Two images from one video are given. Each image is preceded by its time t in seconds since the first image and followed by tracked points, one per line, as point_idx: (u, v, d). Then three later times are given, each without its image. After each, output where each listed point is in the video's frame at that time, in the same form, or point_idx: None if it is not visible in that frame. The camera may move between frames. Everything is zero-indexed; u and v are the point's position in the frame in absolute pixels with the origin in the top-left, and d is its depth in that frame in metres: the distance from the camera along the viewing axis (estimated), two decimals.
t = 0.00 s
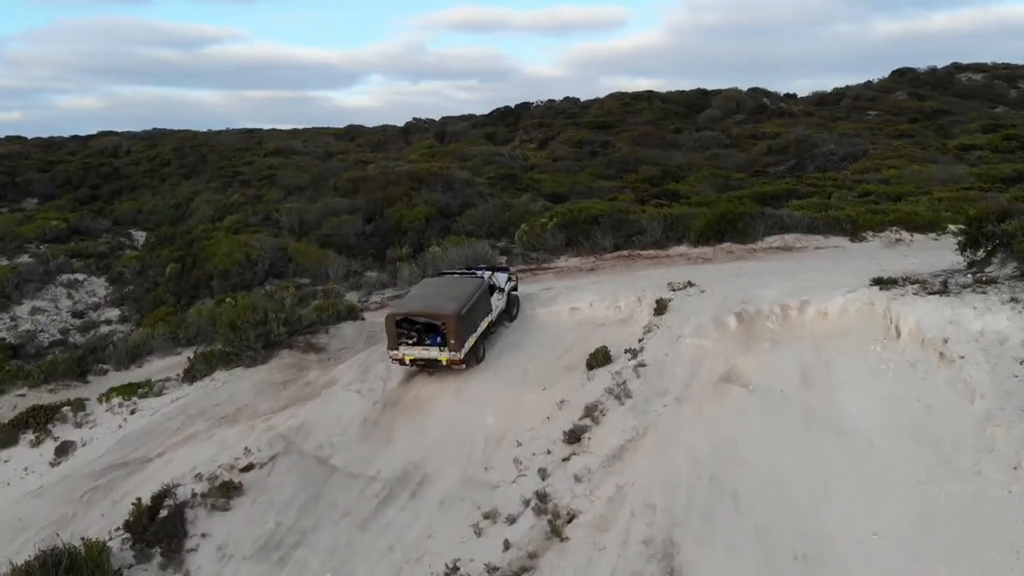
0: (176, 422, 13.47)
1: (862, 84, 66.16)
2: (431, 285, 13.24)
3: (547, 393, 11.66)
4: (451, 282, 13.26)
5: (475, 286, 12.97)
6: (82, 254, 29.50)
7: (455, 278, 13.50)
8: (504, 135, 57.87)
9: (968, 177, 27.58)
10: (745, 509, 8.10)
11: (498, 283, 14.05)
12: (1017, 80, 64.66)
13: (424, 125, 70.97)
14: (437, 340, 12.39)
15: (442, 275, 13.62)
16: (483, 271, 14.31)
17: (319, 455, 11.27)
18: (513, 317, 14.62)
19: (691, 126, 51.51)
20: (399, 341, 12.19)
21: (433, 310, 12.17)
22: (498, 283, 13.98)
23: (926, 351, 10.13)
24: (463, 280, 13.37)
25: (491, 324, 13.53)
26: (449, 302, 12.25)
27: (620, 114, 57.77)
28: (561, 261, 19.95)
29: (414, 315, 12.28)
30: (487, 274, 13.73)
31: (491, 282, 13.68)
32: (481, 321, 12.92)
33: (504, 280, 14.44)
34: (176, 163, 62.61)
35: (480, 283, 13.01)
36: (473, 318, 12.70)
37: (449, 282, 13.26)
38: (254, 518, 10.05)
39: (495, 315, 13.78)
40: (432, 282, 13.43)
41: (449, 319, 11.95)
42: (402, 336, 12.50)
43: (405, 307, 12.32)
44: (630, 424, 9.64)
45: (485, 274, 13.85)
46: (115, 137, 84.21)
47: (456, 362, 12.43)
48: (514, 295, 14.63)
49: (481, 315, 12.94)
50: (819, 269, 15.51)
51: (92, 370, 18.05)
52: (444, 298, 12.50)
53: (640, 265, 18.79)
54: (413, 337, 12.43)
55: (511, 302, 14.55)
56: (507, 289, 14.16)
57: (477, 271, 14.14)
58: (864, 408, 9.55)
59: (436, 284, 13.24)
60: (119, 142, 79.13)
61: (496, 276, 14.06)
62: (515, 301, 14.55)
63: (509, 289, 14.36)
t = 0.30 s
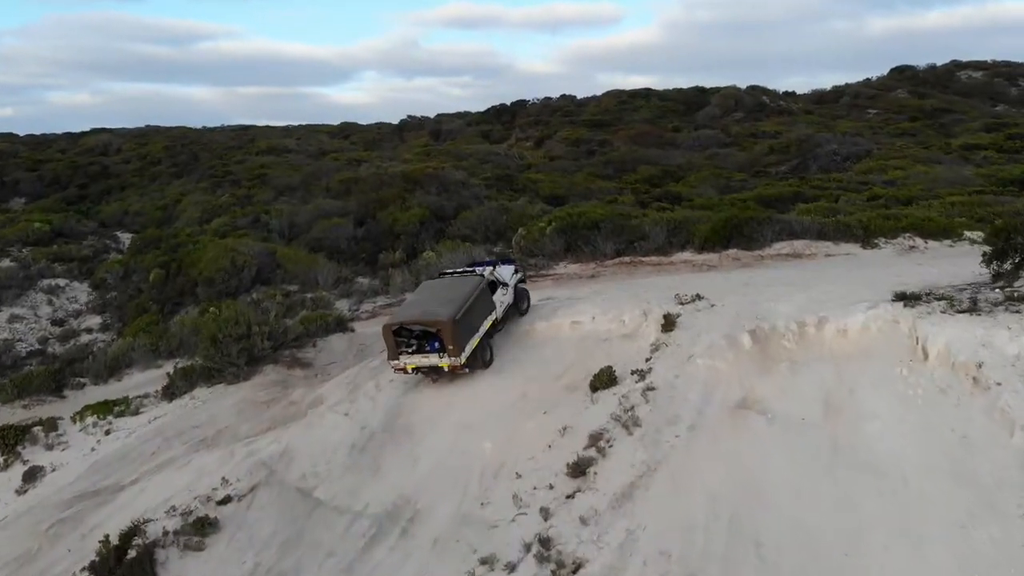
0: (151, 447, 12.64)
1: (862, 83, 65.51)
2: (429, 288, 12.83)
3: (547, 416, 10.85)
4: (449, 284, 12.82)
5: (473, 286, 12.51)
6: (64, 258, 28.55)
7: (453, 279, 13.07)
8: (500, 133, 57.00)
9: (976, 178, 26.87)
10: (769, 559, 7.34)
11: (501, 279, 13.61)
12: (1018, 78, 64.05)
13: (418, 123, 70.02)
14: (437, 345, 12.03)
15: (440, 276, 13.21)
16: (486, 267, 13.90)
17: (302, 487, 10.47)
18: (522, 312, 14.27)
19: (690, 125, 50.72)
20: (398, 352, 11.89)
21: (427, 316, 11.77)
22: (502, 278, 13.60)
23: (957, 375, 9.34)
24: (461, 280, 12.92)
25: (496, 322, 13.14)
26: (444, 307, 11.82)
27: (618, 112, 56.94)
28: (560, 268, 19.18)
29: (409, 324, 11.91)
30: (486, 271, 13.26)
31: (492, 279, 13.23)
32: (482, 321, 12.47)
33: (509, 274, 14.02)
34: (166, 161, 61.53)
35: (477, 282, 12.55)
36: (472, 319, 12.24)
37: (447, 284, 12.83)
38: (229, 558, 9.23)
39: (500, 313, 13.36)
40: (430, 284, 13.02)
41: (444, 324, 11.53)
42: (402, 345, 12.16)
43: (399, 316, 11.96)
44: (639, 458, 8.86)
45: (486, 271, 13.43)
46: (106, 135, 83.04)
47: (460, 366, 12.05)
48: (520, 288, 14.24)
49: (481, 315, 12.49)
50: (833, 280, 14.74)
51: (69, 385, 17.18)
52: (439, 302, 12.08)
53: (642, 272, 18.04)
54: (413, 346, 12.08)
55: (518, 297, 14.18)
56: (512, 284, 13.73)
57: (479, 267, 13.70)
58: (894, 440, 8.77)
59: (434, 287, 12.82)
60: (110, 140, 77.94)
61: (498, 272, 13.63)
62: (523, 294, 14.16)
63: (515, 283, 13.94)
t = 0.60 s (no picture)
0: (131, 463, 12.02)
1: (863, 77, 64.87)
2: (434, 285, 12.48)
3: (549, 434, 10.22)
4: (455, 280, 12.48)
5: (479, 282, 12.16)
6: (51, 257, 27.82)
7: (458, 276, 12.73)
8: (498, 127, 56.27)
9: (986, 175, 26.24)
10: None
11: (509, 277, 13.25)
12: (1020, 72, 63.42)
13: (415, 116, 69.24)
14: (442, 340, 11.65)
15: (446, 274, 12.91)
16: (493, 265, 13.57)
17: (290, 510, 9.88)
18: (531, 311, 13.87)
19: (691, 119, 49.99)
20: (403, 347, 11.53)
21: (431, 310, 11.41)
22: (509, 277, 13.27)
23: (988, 393, 8.72)
24: (466, 277, 12.57)
25: (503, 320, 12.73)
26: (449, 300, 11.47)
27: (617, 106, 56.17)
28: (560, 269, 18.54)
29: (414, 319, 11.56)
30: (492, 269, 12.91)
31: (498, 276, 12.88)
32: (488, 317, 12.08)
33: (517, 273, 13.67)
34: (160, 155, 60.67)
35: (483, 278, 12.20)
36: (478, 315, 11.85)
37: (453, 281, 12.48)
38: None
39: (508, 311, 12.99)
40: (436, 282, 12.69)
41: (448, 316, 11.17)
42: (406, 341, 11.80)
43: (404, 310, 11.62)
44: (649, 485, 8.26)
45: (493, 269, 13.09)
46: (100, 128, 82.14)
47: (466, 362, 11.65)
48: (529, 287, 13.87)
49: (487, 311, 12.10)
50: (847, 284, 14.10)
51: (50, 392, 16.53)
52: (445, 297, 11.72)
53: (646, 273, 17.43)
54: (418, 341, 11.72)
55: (527, 296, 13.79)
56: (521, 283, 13.37)
57: (486, 266, 13.36)
58: (923, 465, 8.17)
59: (439, 284, 12.47)
60: (104, 133, 77.02)
61: (505, 270, 13.36)
62: (531, 294, 13.78)
63: (523, 282, 13.58)
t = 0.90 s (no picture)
0: (112, 474, 11.44)
1: (866, 65, 64.08)
2: (453, 271, 12.12)
3: (553, 446, 9.63)
4: (475, 268, 12.13)
5: (499, 271, 11.81)
6: (40, 249, 27.14)
7: (478, 265, 12.38)
8: (497, 116, 55.50)
9: (996, 166, 25.61)
10: None
11: (526, 272, 12.85)
12: None
13: (413, 105, 68.37)
14: (458, 326, 11.25)
15: (465, 262, 12.56)
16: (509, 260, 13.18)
17: (277, 528, 9.30)
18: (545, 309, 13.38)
19: (692, 108, 49.22)
20: (416, 327, 11.14)
21: (451, 292, 11.04)
22: (525, 272, 12.87)
23: None
24: (486, 266, 12.23)
25: (518, 314, 12.31)
26: (469, 285, 11.11)
27: (617, 94, 55.38)
28: (562, 265, 17.93)
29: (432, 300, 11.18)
30: (512, 261, 12.55)
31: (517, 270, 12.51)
32: (506, 308, 11.71)
33: (534, 270, 13.26)
34: (154, 145, 59.81)
35: (504, 267, 11.85)
36: (496, 304, 11.47)
37: (472, 268, 12.13)
38: None
39: (523, 306, 12.56)
40: (455, 269, 12.34)
41: (468, 299, 10.80)
42: (420, 323, 11.41)
43: (422, 290, 11.25)
44: (663, 506, 7.68)
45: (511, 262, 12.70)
46: (94, 117, 81.16)
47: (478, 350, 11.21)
48: (544, 283, 13.42)
49: (505, 302, 11.73)
50: (863, 281, 13.49)
51: (33, 394, 15.91)
52: (465, 281, 11.36)
53: (652, 269, 16.81)
54: (432, 324, 11.33)
55: (542, 294, 13.32)
56: (537, 279, 12.95)
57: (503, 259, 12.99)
58: (955, 483, 7.56)
59: (458, 270, 12.12)
60: (98, 122, 76.04)
61: (523, 265, 12.99)
62: (546, 292, 13.30)
63: (539, 279, 13.16)
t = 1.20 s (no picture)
0: (92, 489, 10.96)
1: (867, 60, 63.52)
2: (470, 261, 11.95)
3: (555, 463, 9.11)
4: (492, 262, 11.95)
5: (517, 266, 11.63)
6: (27, 248, 26.57)
7: (495, 259, 12.19)
8: (495, 111, 54.88)
9: (1003, 163, 25.09)
10: None
11: (541, 274, 12.56)
12: None
13: (410, 100, 67.68)
14: (470, 316, 11.04)
15: (482, 256, 12.38)
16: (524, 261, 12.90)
17: (261, 550, 8.82)
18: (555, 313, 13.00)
19: (691, 103, 48.63)
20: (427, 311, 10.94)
21: (466, 281, 10.85)
22: (540, 273, 12.57)
23: None
24: (503, 261, 12.04)
25: (530, 314, 12.00)
26: (486, 275, 10.92)
27: (617, 89, 54.79)
28: (562, 265, 17.41)
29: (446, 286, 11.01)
30: (529, 260, 12.32)
31: (534, 269, 12.29)
32: (520, 305, 11.47)
33: (548, 273, 12.97)
34: (147, 140, 59.05)
35: (522, 263, 11.66)
36: (511, 299, 11.25)
37: (489, 261, 11.94)
38: None
39: (536, 307, 12.27)
40: (471, 261, 12.16)
41: (484, 288, 10.64)
42: (432, 309, 11.21)
43: (437, 275, 11.08)
44: (675, 533, 7.18)
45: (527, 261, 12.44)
46: (88, 112, 80.32)
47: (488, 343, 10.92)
48: (557, 287, 13.10)
49: (520, 299, 11.51)
50: (876, 285, 12.97)
51: (15, 401, 15.38)
52: (481, 272, 11.18)
53: (656, 270, 16.30)
54: (444, 311, 11.12)
55: (552, 297, 12.97)
56: (552, 281, 12.64)
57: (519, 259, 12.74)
58: (987, 507, 7.06)
59: (474, 262, 11.94)
60: (92, 116, 75.20)
61: (538, 265, 12.70)
62: (558, 296, 12.96)
63: (553, 283, 12.85)
